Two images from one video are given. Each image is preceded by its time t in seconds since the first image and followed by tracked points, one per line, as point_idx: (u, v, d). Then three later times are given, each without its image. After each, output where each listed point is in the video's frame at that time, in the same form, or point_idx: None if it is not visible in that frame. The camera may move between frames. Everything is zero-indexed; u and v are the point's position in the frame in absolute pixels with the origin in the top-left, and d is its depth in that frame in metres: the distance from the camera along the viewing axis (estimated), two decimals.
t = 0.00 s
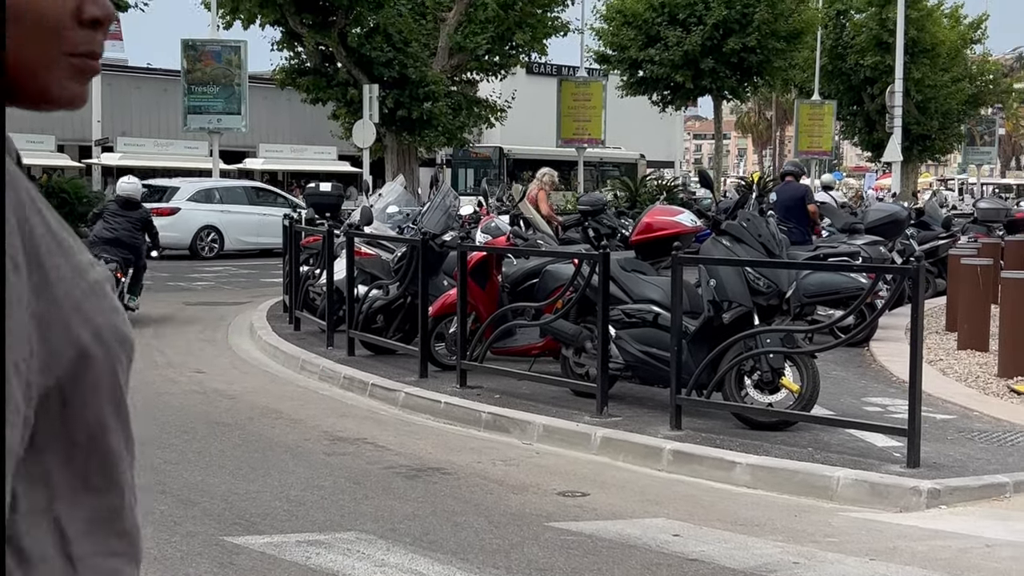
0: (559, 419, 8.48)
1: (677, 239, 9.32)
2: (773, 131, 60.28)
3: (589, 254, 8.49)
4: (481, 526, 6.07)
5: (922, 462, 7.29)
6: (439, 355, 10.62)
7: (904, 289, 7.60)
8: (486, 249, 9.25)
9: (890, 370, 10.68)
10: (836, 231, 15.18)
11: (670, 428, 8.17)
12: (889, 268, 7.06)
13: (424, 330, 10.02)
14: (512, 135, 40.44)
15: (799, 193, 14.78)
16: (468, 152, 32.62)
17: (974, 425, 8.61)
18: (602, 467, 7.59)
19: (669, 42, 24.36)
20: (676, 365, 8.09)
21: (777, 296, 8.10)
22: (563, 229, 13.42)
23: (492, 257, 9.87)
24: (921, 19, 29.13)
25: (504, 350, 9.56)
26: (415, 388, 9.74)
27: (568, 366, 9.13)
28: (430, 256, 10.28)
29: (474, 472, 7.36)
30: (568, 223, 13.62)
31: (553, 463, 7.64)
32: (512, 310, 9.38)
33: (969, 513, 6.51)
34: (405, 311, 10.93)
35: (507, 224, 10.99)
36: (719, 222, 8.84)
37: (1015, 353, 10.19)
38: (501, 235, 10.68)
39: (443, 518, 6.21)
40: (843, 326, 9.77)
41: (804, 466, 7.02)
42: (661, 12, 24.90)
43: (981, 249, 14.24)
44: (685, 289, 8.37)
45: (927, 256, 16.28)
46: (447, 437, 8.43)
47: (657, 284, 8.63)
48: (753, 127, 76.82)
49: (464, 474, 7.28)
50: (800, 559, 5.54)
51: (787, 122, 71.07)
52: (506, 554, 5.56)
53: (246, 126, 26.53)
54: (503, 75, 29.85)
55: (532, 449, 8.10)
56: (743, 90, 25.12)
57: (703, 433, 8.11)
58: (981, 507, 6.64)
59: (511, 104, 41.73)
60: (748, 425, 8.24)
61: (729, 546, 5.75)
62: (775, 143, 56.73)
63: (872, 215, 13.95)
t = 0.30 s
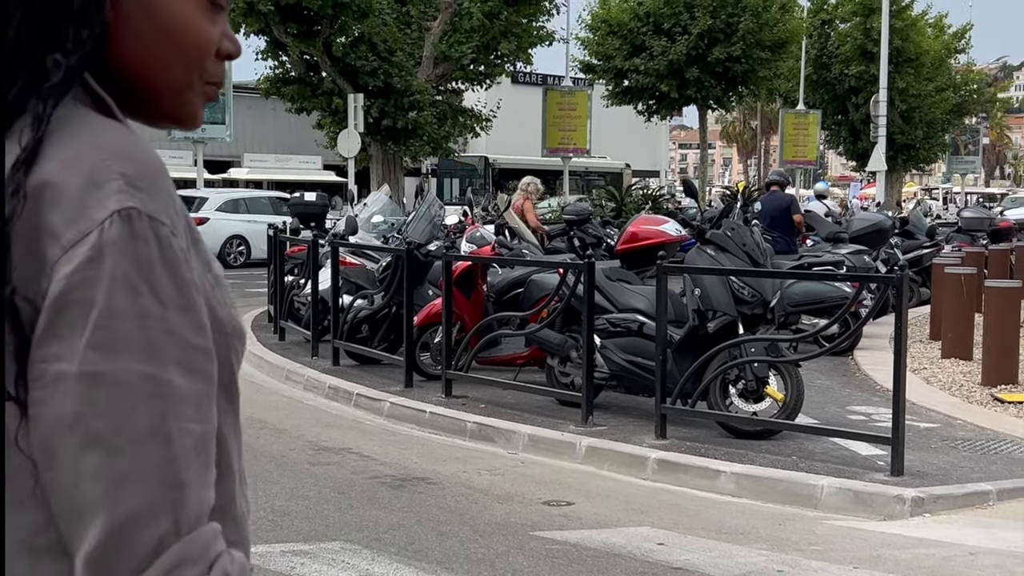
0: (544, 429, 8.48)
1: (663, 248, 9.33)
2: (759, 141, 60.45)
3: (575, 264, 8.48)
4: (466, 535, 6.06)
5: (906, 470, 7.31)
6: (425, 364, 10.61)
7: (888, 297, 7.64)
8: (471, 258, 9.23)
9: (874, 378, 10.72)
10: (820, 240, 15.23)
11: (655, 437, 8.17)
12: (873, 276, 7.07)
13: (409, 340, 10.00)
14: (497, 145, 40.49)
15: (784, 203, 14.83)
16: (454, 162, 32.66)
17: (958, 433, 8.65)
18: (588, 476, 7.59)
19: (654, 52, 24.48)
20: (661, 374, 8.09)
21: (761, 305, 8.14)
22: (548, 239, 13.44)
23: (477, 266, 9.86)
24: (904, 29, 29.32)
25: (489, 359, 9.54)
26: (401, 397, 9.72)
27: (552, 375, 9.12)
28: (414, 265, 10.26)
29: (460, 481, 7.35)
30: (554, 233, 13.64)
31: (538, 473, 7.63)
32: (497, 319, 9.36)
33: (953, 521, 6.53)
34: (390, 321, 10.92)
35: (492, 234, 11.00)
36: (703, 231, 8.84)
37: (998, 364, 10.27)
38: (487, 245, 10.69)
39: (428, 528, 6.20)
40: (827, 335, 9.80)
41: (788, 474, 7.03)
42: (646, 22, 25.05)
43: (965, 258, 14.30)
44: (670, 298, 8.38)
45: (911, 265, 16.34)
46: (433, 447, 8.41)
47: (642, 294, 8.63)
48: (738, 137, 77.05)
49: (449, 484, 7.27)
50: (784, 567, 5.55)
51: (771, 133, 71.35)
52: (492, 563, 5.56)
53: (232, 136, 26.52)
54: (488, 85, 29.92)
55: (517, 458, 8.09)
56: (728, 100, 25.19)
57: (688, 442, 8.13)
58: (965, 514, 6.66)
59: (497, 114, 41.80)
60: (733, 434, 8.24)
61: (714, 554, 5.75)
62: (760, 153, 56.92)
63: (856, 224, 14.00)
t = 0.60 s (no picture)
0: (528, 438, 8.48)
1: (646, 257, 9.34)
2: (743, 150, 60.64)
3: (559, 273, 8.47)
4: (451, 544, 6.06)
5: (890, 478, 7.35)
6: (409, 374, 10.61)
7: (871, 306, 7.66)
8: (455, 267, 9.23)
9: (857, 387, 10.74)
10: (804, 249, 15.28)
11: (639, 446, 8.18)
12: (856, 285, 7.10)
13: (393, 349, 10.00)
14: (481, 155, 40.55)
15: (767, 214, 14.89)
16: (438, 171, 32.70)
17: (941, 441, 8.69)
18: (572, 485, 7.59)
19: (639, 62, 24.58)
20: (645, 383, 8.09)
21: (745, 313, 8.14)
22: (533, 248, 13.45)
23: (461, 275, 9.86)
24: (888, 38, 29.50)
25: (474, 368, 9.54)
26: (385, 407, 9.71)
27: (537, 385, 9.11)
28: (398, 275, 10.26)
29: (445, 490, 7.35)
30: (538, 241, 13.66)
31: (522, 482, 7.64)
32: (482, 329, 9.35)
33: (936, 528, 6.56)
34: (374, 330, 10.91)
35: (476, 243, 11.01)
36: (687, 239, 8.86)
37: (979, 373, 10.33)
38: (471, 254, 10.69)
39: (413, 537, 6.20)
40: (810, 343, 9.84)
41: (771, 483, 7.05)
42: (631, 32, 25.19)
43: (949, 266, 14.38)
44: (654, 306, 8.38)
45: (894, 274, 16.40)
46: (417, 456, 8.41)
47: (626, 303, 8.64)
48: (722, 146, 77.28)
49: (433, 493, 7.27)
50: (768, 574, 5.57)
51: (756, 142, 71.56)
52: (476, 571, 5.56)
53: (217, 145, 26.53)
54: (473, 94, 29.98)
55: (502, 467, 8.10)
56: (713, 108, 25.29)
57: (672, 450, 8.14)
58: (947, 522, 6.69)
59: (481, 123, 41.85)
60: (717, 442, 8.25)
61: (698, 562, 5.77)
62: (745, 162, 57.16)
63: (840, 233, 14.06)
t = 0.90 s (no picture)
0: (511, 446, 8.46)
1: (629, 266, 9.35)
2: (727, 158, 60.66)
3: (543, 282, 8.46)
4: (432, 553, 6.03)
5: (873, 486, 7.36)
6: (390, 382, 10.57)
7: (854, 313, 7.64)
8: (437, 276, 9.20)
9: (840, 395, 10.75)
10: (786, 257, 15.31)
11: (622, 454, 8.17)
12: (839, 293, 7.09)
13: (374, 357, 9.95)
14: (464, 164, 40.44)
15: (749, 223, 14.94)
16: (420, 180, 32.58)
17: (924, 449, 8.70)
18: (556, 494, 7.58)
19: (622, 70, 24.51)
20: (628, 392, 8.09)
21: (728, 321, 8.12)
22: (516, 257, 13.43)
23: (444, 284, 9.83)
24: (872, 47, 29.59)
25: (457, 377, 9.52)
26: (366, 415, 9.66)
27: (520, 394, 9.15)
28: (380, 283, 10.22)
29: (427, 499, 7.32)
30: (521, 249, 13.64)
31: (506, 490, 7.62)
32: (465, 337, 9.33)
33: (919, 535, 6.57)
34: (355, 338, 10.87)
35: (459, 251, 10.99)
36: (670, 248, 8.88)
37: (962, 381, 10.37)
38: (453, 262, 10.67)
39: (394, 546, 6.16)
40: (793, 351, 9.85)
41: (754, 491, 7.04)
42: (614, 40, 25.15)
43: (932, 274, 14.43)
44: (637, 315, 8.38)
45: (877, 282, 16.42)
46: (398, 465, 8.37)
47: (609, 311, 8.64)
48: (706, 154, 77.34)
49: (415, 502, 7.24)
50: None
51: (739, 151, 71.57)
52: None
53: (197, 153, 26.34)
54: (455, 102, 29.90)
55: (485, 476, 8.07)
56: (696, 116, 25.33)
57: (655, 459, 8.13)
58: (929, 530, 6.69)
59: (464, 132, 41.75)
60: (700, 450, 8.25)
61: (680, 570, 5.75)
62: (728, 171, 57.17)
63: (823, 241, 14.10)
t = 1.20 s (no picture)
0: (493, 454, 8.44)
1: (612, 274, 9.35)
2: (709, 167, 60.82)
3: (525, 290, 8.43)
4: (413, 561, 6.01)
5: (854, 493, 7.37)
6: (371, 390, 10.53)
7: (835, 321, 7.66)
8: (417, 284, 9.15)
9: (822, 403, 10.77)
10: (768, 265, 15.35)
11: (605, 462, 8.17)
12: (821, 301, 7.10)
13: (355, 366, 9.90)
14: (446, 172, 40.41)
15: (732, 232, 14.98)
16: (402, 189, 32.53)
17: (905, 456, 8.73)
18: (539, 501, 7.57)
19: (605, 78, 24.55)
20: (611, 401, 8.06)
21: (711, 329, 8.21)
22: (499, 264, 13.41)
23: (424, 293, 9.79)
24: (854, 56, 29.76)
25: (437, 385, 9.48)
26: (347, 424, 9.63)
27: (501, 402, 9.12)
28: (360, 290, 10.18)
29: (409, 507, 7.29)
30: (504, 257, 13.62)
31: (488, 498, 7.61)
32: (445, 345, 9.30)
33: (900, 542, 6.58)
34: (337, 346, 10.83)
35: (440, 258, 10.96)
36: (653, 256, 8.89)
37: (943, 388, 10.40)
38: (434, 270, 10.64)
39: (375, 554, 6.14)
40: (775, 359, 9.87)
41: (736, 498, 7.04)
42: (597, 48, 25.19)
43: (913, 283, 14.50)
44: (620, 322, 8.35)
45: (859, 290, 16.48)
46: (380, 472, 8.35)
47: (591, 318, 8.61)
48: (689, 161, 77.55)
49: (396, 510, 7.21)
50: None
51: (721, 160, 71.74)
52: None
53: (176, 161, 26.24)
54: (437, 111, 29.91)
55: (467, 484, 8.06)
56: (678, 123, 25.39)
57: (638, 466, 8.13)
58: (911, 536, 6.70)
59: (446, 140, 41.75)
60: (681, 458, 8.25)
61: None
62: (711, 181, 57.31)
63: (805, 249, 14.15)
